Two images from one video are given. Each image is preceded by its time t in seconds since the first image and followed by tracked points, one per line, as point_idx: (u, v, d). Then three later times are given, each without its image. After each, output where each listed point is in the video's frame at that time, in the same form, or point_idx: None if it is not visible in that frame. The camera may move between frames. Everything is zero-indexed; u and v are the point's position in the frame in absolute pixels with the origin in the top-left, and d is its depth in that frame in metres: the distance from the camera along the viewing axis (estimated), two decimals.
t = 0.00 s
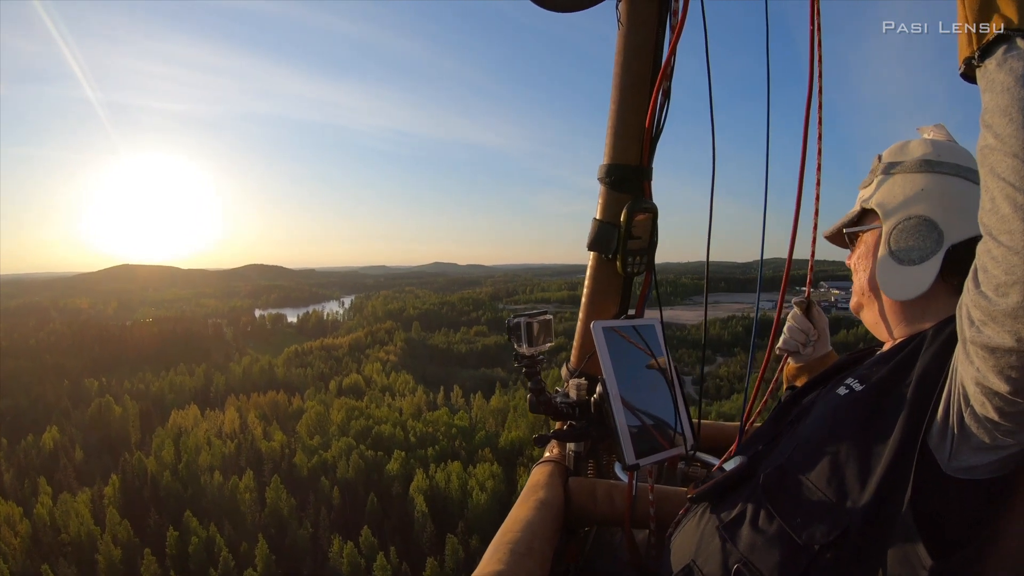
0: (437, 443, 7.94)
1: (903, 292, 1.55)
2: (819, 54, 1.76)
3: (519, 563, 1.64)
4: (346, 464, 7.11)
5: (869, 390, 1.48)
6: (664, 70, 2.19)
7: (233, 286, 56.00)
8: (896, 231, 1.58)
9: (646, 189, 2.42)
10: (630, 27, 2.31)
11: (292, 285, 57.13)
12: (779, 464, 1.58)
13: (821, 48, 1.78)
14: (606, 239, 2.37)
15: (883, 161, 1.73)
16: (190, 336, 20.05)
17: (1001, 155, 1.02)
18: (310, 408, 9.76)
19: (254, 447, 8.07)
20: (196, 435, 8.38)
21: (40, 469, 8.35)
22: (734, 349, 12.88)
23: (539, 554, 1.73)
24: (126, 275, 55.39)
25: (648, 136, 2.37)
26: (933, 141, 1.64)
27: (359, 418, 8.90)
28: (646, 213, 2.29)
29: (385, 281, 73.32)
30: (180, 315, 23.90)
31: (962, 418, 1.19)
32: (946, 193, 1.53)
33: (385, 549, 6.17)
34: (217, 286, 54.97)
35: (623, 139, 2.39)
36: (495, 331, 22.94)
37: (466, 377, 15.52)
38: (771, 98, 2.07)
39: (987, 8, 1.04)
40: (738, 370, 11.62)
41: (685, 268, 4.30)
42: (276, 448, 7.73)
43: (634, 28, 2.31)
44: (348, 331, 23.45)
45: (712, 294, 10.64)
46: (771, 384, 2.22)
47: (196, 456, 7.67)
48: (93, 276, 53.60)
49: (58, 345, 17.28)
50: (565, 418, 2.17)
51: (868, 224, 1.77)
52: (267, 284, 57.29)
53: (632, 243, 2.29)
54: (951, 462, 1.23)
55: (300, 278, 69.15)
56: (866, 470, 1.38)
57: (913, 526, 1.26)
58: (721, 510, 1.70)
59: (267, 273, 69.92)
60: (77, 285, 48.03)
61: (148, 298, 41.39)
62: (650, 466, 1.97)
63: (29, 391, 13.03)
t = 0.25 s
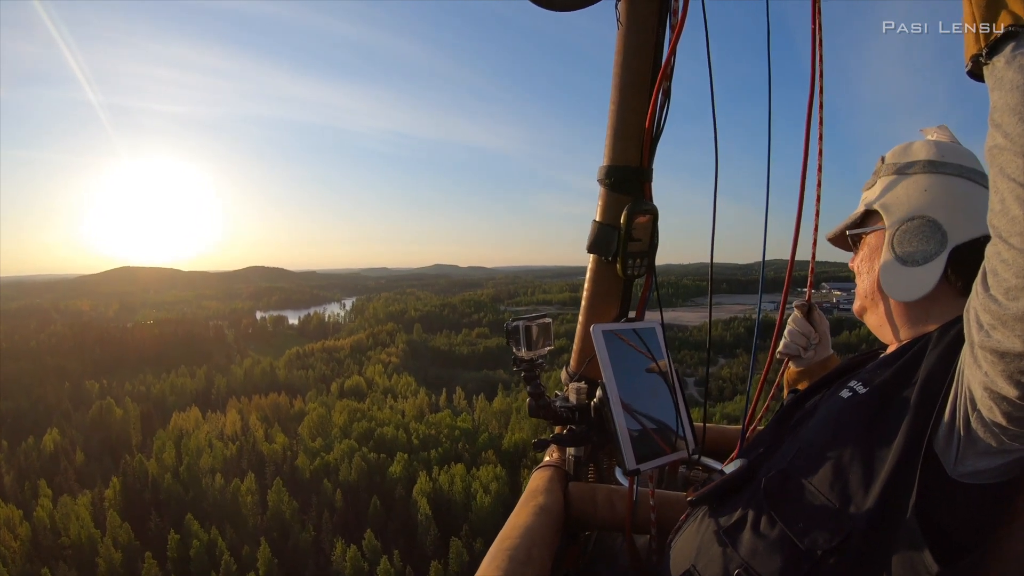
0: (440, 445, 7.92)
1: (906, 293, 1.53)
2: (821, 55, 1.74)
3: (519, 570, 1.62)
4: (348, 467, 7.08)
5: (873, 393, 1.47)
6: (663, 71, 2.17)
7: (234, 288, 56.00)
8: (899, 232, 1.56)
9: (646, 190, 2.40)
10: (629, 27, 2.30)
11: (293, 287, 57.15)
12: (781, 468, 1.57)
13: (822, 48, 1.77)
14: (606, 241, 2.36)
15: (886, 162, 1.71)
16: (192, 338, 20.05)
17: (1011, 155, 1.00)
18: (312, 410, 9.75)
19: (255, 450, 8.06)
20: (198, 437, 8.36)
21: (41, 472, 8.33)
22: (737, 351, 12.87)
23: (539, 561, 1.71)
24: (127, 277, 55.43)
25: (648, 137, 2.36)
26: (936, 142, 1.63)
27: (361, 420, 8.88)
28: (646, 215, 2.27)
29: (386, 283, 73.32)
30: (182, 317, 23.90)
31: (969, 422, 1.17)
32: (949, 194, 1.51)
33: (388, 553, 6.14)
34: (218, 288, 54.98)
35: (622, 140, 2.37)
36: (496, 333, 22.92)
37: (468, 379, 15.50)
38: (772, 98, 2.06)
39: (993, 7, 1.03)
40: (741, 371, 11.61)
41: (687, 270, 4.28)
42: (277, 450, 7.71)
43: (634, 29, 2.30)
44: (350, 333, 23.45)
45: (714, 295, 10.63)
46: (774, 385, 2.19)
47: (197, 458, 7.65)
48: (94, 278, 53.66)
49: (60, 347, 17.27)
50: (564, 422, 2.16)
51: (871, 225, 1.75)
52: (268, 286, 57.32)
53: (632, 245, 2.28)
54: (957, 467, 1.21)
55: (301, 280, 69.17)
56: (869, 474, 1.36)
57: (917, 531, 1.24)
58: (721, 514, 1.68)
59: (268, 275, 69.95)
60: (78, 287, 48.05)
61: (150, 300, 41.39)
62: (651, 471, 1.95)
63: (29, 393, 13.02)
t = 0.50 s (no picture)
0: (442, 446, 7.91)
1: (911, 294, 1.52)
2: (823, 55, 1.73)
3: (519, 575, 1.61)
4: (350, 468, 7.07)
5: (877, 395, 1.46)
6: (664, 70, 2.16)
7: (234, 289, 55.99)
8: (903, 232, 1.55)
9: (647, 191, 2.39)
10: (630, 26, 2.29)
11: (294, 288, 57.14)
12: (784, 471, 1.55)
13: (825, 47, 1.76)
14: (606, 242, 2.35)
15: (889, 163, 1.71)
16: (192, 339, 20.03)
17: (1020, 154, 0.99)
18: (312, 411, 9.73)
19: (256, 451, 8.05)
20: (198, 438, 8.35)
21: (41, 473, 8.32)
22: (738, 352, 12.85)
23: (539, 565, 1.70)
24: (128, 277, 55.44)
25: (649, 137, 2.35)
26: (940, 142, 1.62)
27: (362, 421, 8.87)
28: (647, 215, 2.26)
29: (386, 283, 73.31)
30: (182, 318, 23.89)
31: (974, 424, 1.16)
32: (953, 194, 1.50)
33: (391, 554, 6.12)
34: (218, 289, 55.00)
35: (623, 140, 2.36)
36: (497, 334, 22.91)
37: (469, 380, 15.48)
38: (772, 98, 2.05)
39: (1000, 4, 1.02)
40: (742, 372, 11.59)
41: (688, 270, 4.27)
42: (278, 451, 7.70)
43: (634, 28, 2.29)
44: (350, 334, 23.44)
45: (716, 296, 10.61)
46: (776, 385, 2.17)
47: (197, 459, 7.64)
48: (95, 279, 53.68)
49: (60, 348, 17.27)
50: (564, 424, 2.15)
51: (875, 225, 1.74)
52: (269, 287, 57.31)
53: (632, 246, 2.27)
54: (963, 470, 1.20)
55: (301, 281, 69.18)
56: (873, 477, 1.35)
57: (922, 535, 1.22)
58: (723, 517, 1.67)
59: (269, 276, 69.97)
60: (78, 288, 48.04)
61: (150, 301, 41.37)
62: (652, 473, 1.94)
63: (29, 393, 13.01)
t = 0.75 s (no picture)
0: (443, 446, 7.91)
1: (913, 296, 1.52)
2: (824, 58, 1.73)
3: None
4: (350, 469, 7.06)
5: (880, 398, 1.45)
6: (666, 71, 2.16)
7: (234, 289, 56.01)
8: (902, 235, 1.55)
9: (648, 192, 2.39)
10: (631, 27, 2.28)
11: (293, 288, 57.13)
12: (787, 475, 1.55)
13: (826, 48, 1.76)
14: (607, 243, 2.34)
15: (888, 165, 1.70)
16: (191, 338, 20.02)
17: None
18: (312, 411, 9.72)
19: (255, 451, 8.04)
20: (197, 438, 8.34)
21: (38, 473, 8.31)
22: (738, 353, 12.85)
23: (539, 569, 1.69)
24: (127, 277, 55.40)
25: (650, 138, 2.34)
26: (939, 144, 1.61)
27: (362, 422, 8.87)
28: (649, 217, 2.26)
29: (386, 283, 73.31)
30: (181, 318, 23.88)
31: (978, 427, 1.15)
32: (952, 195, 1.50)
33: (391, 556, 6.11)
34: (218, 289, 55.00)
35: (625, 141, 2.36)
36: (497, 334, 22.90)
37: (469, 380, 15.47)
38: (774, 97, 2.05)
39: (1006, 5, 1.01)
40: (742, 373, 11.60)
41: (688, 271, 4.27)
42: (278, 451, 7.70)
43: (635, 28, 2.28)
44: (350, 334, 23.44)
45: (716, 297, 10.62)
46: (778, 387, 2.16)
47: (196, 459, 7.63)
48: (93, 278, 53.65)
49: (58, 348, 17.25)
50: (565, 427, 2.14)
51: (876, 229, 1.74)
52: (268, 287, 57.29)
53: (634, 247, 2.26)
54: (967, 474, 1.20)
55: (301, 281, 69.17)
56: (877, 482, 1.34)
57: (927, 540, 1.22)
58: (725, 521, 1.67)
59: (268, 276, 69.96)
60: (77, 288, 47.98)
61: (149, 301, 41.32)
62: (653, 476, 1.93)
63: (28, 393, 12.99)
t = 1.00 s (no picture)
0: (442, 447, 7.89)
1: (914, 297, 1.50)
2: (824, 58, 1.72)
3: None
4: (349, 469, 7.04)
5: (884, 399, 1.44)
6: (667, 70, 2.15)
7: (232, 288, 55.97)
8: (902, 236, 1.53)
9: (649, 191, 2.37)
10: (632, 25, 2.27)
11: (291, 288, 57.06)
12: (790, 478, 1.54)
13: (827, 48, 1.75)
14: (608, 242, 2.33)
15: (887, 167, 1.69)
16: (189, 338, 19.98)
17: None
18: (310, 412, 9.70)
19: (253, 451, 8.02)
20: (194, 438, 8.31)
21: (35, 473, 8.28)
22: (737, 354, 12.85)
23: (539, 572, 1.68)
24: (124, 276, 55.31)
25: (651, 137, 2.33)
26: (937, 144, 1.60)
27: (361, 422, 8.85)
28: (650, 216, 2.24)
29: (384, 283, 73.27)
30: (179, 317, 23.83)
31: (984, 428, 1.14)
32: (952, 195, 1.49)
33: (391, 557, 6.10)
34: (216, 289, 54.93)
35: (625, 140, 2.35)
36: (495, 335, 22.89)
37: (467, 381, 15.46)
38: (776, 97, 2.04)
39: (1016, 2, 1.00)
40: (741, 374, 11.59)
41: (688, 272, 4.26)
42: (276, 452, 7.67)
43: (637, 26, 2.27)
44: (348, 334, 23.41)
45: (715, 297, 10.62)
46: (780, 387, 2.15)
47: (194, 460, 7.60)
48: (91, 278, 53.53)
49: (55, 348, 17.20)
50: (564, 428, 2.12)
51: (876, 230, 1.73)
52: (266, 286, 57.26)
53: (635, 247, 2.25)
54: (972, 475, 1.18)
55: (299, 281, 69.10)
56: (882, 484, 1.33)
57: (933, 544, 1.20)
58: (728, 525, 1.65)
59: (266, 276, 69.89)
60: (75, 287, 47.88)
61: (146, 300, 41.23)
62: (653, 477, 1.92)
63: (25, 392, 12.95)
